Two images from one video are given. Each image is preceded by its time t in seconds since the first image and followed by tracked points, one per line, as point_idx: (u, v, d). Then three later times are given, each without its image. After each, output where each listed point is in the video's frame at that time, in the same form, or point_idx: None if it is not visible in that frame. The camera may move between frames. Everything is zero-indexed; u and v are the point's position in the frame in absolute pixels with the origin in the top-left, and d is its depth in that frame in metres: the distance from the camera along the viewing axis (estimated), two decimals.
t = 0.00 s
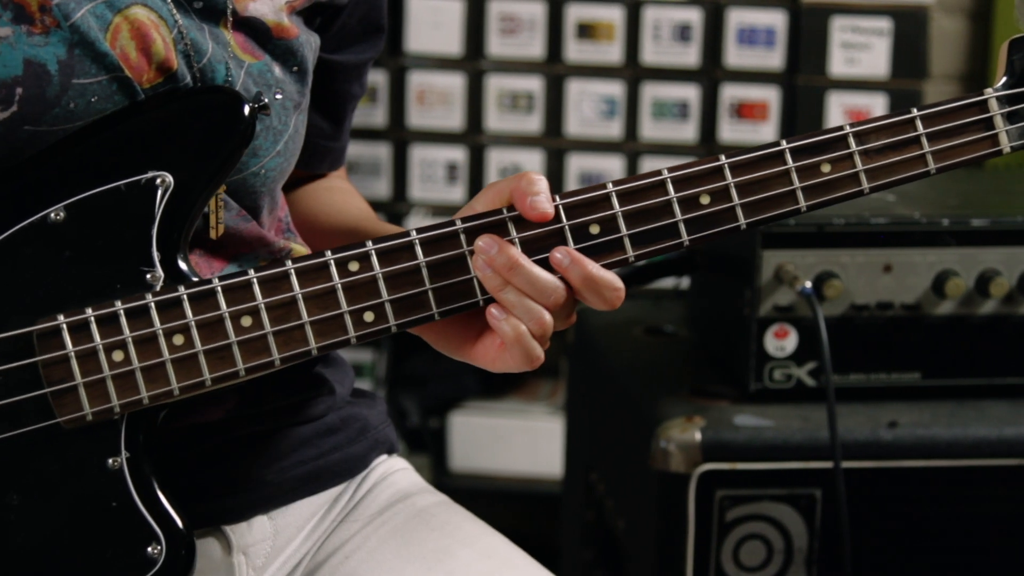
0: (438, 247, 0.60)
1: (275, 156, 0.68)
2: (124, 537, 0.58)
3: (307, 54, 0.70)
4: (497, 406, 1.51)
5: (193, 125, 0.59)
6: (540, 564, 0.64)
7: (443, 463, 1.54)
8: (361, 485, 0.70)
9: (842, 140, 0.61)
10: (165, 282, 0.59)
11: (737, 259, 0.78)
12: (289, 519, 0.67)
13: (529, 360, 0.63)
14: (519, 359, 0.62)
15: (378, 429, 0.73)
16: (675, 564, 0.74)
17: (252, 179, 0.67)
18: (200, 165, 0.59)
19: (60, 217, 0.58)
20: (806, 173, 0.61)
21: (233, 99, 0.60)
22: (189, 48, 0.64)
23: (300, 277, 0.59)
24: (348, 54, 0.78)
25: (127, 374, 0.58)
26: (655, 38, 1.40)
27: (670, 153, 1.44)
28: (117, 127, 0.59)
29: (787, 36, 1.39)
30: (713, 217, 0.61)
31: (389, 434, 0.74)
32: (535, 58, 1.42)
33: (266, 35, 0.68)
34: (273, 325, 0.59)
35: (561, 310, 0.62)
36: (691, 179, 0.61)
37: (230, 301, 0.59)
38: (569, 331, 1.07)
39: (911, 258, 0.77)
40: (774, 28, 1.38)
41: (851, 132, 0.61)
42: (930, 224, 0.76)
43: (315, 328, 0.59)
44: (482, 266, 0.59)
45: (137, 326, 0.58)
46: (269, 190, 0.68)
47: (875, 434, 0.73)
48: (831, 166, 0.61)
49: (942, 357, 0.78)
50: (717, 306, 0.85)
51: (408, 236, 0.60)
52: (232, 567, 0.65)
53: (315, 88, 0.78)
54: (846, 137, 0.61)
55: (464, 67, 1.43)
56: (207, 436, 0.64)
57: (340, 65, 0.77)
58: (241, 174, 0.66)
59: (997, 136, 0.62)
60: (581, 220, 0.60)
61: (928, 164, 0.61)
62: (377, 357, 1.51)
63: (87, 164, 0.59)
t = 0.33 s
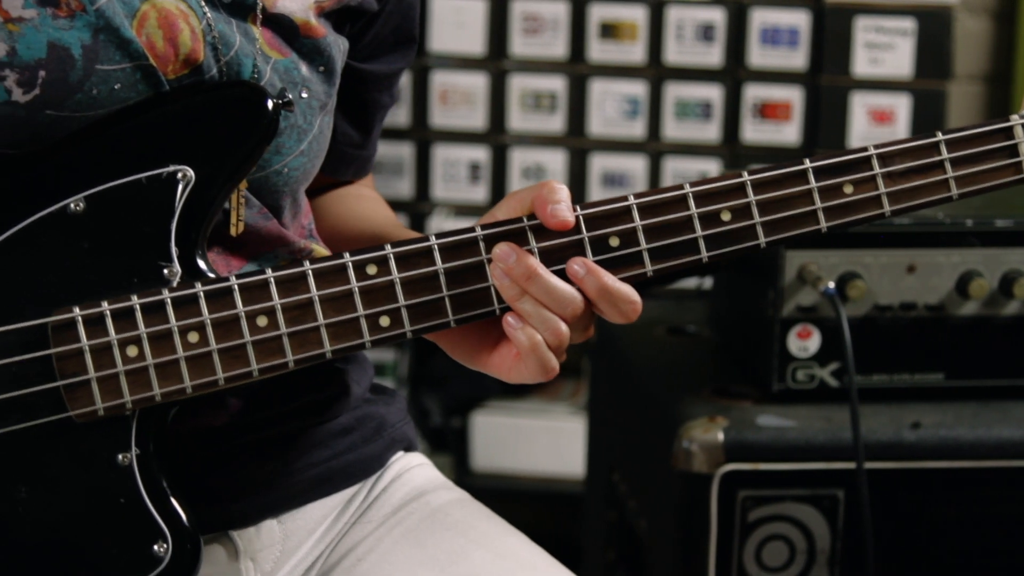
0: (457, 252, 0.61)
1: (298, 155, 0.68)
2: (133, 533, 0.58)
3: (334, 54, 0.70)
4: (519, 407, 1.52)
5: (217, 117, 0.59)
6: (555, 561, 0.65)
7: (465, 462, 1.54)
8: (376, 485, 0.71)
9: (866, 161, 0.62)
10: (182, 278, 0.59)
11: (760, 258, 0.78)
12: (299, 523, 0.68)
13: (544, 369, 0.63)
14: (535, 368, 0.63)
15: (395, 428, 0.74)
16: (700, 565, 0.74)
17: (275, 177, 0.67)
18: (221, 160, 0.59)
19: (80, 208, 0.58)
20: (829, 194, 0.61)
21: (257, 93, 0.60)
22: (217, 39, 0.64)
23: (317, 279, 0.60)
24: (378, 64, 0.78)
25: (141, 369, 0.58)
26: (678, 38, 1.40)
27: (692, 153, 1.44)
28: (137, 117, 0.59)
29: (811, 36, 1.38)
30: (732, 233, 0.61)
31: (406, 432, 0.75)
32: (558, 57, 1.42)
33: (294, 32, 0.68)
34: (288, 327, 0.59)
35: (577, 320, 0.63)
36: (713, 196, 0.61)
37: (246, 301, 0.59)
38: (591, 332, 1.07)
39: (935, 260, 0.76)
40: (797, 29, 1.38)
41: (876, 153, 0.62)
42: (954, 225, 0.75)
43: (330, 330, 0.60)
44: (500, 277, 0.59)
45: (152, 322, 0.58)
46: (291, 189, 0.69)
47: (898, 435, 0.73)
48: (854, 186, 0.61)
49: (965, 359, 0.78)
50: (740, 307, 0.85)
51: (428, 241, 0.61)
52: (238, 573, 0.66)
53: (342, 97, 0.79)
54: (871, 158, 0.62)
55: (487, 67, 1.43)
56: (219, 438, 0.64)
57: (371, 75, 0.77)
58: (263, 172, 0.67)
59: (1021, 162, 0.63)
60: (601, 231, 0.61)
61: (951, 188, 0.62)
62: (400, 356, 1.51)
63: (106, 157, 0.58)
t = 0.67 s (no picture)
0: (487, 257, 0.61)
1: (326, 158, 0.69)
2: (170, 542, 0.59)
3: (363, 57, 0.70)
4: (545, 406, 1.52)
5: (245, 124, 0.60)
6: (578, 562, 0.65)
7: (489, 461, 1.55)
8: (402, 486, 0.71)
9: (901, 154, 0.62)
10: (214, 288, 0.60)
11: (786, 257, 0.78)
12: (328, 523, 0.69)
13: (574, 375, 0.63)
14: (564, 374, 0.63)
15: (425, 428, 0.74)
16: (723, 563, 0.74)
17: (303, 179, 0.68)
18: (248, 168, 0.60)
19: (109, 220, 0.58)
20: (863, 187, 0.62)
21: (285, 98, 0.60)
22: (247, 45, 0.64)
23: (347, 286, 0.60)
24: (402, 60, 0.79)
25: (173, 382, 0.58)
26: (704, 37, 1.40)
27: (720, 153, 1.44)
28: (167, 127, 0.59)
29: (837, 37, 1.37)
30: (766, 230, 0.61)
31: (434, 432, 0.75)
32: (584, 57, 1.42)
33: (323, 36, 0.68)
34: (320, 335, 0.60)
35: (615, 329, 0.62)
36: (746, 191, 0.61)
37: (278, 310, 0.59)
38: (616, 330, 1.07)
39: (961, 259, 0.76)
40: (823, 29, 1.37)
41: (910, 145, 0.62)
42: (980, 225, 0.75)
43: (362, 337, 0.60)
44: (540, 278, 0.59)
45: (184, 334, 0.58)
46: (318, 191, 0.70)
47: (923, 437, 0.73)
48: (889, 180, 0.61)
49: (992, 359, 0.77)
50: (766, 308, 0.84)
51: (457, 245, 0.61)
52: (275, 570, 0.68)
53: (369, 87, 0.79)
54: (905, 150, 0.62)
55: (513, 66, 1.43)
56: (247, 441, 0.66)
57: (402, 70, 0.78)
58: (293, 174, 0.68)
59: None
60: (632, 232, 0.61)
61: (986, 179, 0.63)
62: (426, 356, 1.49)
63: (136, 169, 0.59)
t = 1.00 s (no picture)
0: (516, 247, 0.62)
1: (351, 155, 0.70)
2: (203, 534, 0.60)
3: (390, 55, 0.71)
4: (574, 405, 1.52)
5: (276, 119, 0.61)
6: (606, 560, 0.66)
7: (518, 461, 1.55)
8: (431, 481, 0.74)
9: (922, 141, 0.63)
10: (243, 280, 0.61)
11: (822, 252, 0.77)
12: (359, 515, 0.70)
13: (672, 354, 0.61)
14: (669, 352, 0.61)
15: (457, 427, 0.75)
16: (752, 564, 0.74)
17: (327, 176, 0.69)
18: (277, 161, 0.61)
19: (141, 214, 0.59)
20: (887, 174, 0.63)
21: (311, 94, 0.61)
22: (274, 44, 0.65)
23: (377, 277, 0.61)
24: (459, 50, 0.80)
25: (205, 374, 0.59)
26: (733, 38, 1.39)
27: (747, 153, 1.44)
28: (195, 122, 0.60)
29: (867, 38, 1.36)
30: (790, 219, 0.63)
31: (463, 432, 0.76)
32: (613, 57, 1.41)
33: (350, 35, 0.69)
34: (350, 327, 0.61)
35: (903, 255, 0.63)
36: (769, 180, 0.63)
37: (308, 302, 0.60)
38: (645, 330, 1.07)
39: (992, 261, 0.75)
40: (853, 29, 1.36)
41: (932, 133, 0.63)
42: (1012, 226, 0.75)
43: (392, 329, 0.61)
44: (848, 204, 0.61)
45: (215, 326, 0.59)
46: (342, 186, 0.70)
47: (954, 437, 0.72)
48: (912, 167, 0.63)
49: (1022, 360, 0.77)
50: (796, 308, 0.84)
51: (485, 236, 0.62)
52: (307, 563, 0.67)
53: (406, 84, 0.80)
54: (927, 138, 0.63)
55: (542, 66, 1.43)
56: (281, 431, 0.65)
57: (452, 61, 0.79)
58: (317, 171, 0.68)
59: None
60: (659, 220, 0.62)
61: (1008, 165, 0.64)
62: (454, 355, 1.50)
63: (167, 163, 0.60)
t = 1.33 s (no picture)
0: (546, 245, 0.63)
1: (383, 150, 0.71)
2: (235, 530, 0.61)
3: (420, 50, 0.72)
4: (600, 405, 1.53)
5: (306, 119, 0.62)
6: (634, 558, 0.66)
7: (545, 460, 1.56)
8: (463, 479, 0.74)
9: (956, 139, 0.63)
10: (274, 278, 0.62)
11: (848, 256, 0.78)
12: (391, 512, 0.71)
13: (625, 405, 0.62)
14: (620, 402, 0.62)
15: (485, 426, 0.76)
16: (779, 565, 0.74)
17: (360, 171, 0.70)
18: (307, 159, 0.62)
19: (172, 212, 0.60)
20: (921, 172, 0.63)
21: (343, 93, 0.62)
22: (304, 40, 0.66)
23: (407, 275, 0.62)
24: (490, 40, 0.81)
25: (237, 370, 0.60)
26: (763, 37, 1.39)
27: (777, 152, 1.43)
28: (227, 120, 0.61)
29: (899, 37, 1.35)
30: (822, 215, 0.63)
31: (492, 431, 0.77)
32: (643, 57, 1.41)
33: (380, 30, 0.70)
34: (380, 323, 0.62)
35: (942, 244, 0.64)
36: (801, 177, 0.63)
37: (339, 299, 0.61)
38: (673, 330, 1.07)
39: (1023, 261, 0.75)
40: (884, 29, 1.35)
41: (966, 130, 0.63)
42: None
43: (422, 325, 0.62)
44: (883, 199, 0.62)
45: (246, 323, 0.60)
46: (376, 181, 0.71)
47: (982, 438, 0.73)
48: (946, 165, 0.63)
49: None
50: (825, 308, 0.84)
51: (516, 234, 0.62)
52: (339, 558, 0.69)
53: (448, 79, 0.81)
54: (961, 135, 0.63)
55: (571, 66, 1.42)
56: (315, 428, 0.66)
57: (484, 52, 0.80)
58: (350, 166, 0.69)
59: None
60: (690, 218, 0.63)
61: None
62: (481, 355, 1.52)
63: (199, 162, 0.61)
